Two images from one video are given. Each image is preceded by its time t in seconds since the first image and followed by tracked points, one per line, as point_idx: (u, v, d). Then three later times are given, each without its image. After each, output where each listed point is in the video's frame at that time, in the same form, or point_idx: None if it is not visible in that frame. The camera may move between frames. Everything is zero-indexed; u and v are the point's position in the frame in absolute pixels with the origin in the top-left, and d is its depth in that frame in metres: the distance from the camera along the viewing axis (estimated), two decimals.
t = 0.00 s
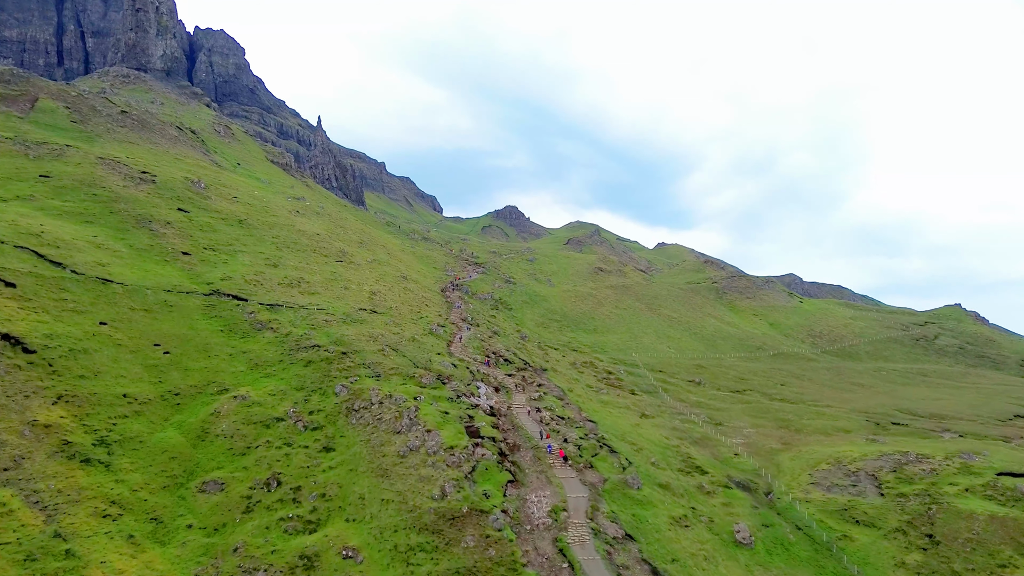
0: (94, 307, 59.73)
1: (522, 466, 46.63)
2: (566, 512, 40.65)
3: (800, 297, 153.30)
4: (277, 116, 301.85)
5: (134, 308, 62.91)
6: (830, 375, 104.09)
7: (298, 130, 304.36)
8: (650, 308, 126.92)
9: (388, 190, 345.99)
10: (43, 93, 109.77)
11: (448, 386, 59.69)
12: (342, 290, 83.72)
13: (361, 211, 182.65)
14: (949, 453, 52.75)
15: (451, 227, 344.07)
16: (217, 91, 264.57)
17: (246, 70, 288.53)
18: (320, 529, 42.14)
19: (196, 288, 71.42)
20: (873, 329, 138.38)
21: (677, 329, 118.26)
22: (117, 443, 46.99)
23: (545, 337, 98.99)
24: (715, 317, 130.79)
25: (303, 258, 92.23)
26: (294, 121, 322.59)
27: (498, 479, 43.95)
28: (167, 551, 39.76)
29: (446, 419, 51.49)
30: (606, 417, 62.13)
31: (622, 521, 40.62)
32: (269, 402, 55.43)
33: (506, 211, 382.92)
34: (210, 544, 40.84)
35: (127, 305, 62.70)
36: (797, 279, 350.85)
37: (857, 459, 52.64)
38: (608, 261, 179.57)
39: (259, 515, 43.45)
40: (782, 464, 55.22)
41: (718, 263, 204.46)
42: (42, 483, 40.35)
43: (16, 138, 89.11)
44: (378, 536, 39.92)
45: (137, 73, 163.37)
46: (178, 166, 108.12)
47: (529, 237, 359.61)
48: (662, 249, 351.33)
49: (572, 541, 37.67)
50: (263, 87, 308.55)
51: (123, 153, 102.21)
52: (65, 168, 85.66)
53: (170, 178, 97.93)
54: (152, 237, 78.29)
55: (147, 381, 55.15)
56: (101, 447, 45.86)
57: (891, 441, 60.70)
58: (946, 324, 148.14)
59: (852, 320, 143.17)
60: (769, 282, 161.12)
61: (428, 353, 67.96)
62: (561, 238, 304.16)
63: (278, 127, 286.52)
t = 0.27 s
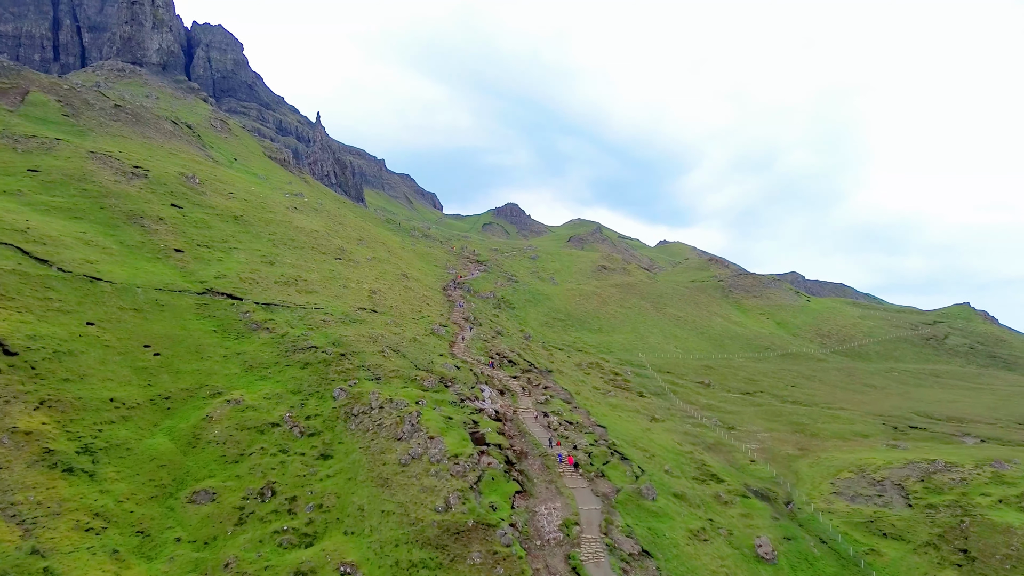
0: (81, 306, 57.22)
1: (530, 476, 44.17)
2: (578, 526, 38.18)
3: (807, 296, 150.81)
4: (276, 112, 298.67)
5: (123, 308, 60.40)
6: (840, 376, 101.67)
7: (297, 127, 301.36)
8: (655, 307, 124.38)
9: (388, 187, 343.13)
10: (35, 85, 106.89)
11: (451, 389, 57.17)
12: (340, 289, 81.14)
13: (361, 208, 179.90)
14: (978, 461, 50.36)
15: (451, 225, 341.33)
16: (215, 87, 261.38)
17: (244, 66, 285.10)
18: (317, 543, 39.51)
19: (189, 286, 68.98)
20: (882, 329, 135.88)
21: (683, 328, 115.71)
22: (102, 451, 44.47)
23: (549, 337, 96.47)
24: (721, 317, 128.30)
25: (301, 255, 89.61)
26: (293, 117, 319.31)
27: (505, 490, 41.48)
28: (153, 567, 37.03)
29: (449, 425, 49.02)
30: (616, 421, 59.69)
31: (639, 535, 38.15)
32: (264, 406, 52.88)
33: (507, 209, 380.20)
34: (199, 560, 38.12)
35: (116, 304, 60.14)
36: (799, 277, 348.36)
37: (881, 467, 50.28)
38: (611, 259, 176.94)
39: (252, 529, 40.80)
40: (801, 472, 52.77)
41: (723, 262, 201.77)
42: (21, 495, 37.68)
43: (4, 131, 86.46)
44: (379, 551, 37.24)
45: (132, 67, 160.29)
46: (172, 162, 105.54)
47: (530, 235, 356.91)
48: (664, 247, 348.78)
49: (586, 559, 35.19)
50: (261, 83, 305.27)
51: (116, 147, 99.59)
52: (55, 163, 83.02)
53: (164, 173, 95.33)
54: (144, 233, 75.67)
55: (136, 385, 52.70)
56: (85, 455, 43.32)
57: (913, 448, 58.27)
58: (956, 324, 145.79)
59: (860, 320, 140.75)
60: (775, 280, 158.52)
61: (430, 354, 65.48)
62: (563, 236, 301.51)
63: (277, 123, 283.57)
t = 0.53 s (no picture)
0: (67, 297, 54.63)
1: (539, 477, 41.79)
2: (592, 531, 35.81)
3: (815, 286, 147.96)
4: (273, 99, 293.57)
5: (111, 298, 57.82)
6: (851, 368, 99.26)
7: (295, 115, 296.85)
8: (661, 297, 121.72)
9: (387, 176, 339.09)
10: (24, 69, 103.29)
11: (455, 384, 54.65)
12: (339, 279, 78.40)
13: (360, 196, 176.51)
14: (1007, 461, 48.04)
15: (452, 214, 337.66)
16: (212, 74, 256.39)
17: (242, 53, 279.38)
18: (313, 548, 37.16)
19: (181, 276, 66.31)
20: (892, 319, 133.30)
21: (690, 319, 113.09)
22: (87, 450, 42.10)
23: (553, 329, 93.91)
24: (728, 307, 125.67)
25: (298, 244, 86.72)
26: (291, 104, 314.43)
27: (513, 492, 39.11)
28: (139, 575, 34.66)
29: (453, 422, 46.58)
30: (626, 417, 57.29)
31: (656, 542, 35.81)
32: (258, 402, 50.41)
33: (508, 198, 376.18)
34: (189, 566, 35.77)
35: (103, 295, 57.49)
36: (803, 267, 345.27)
37: (906, 465, 47.95)
38: (615, 249, 174.00)
39: (245, 533, 38.45)
40: (821, 470, 50.48)
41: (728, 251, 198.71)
42: None
43: None
44: (380, 557, 34.92)
45: (125, 52, 156.16)
46: (165, 147, 102.17)
47: (531, 224, 353.37)
48: (666, 237, 345.37)
49: (601, 568, 32.82)
50: (259, 69, 299.74)
51: (107, 132, 96.24)
52: (43, 148, 80.07)
53: (157, 159, 92.04)
54: (134, 221, 72.76)
55: (124, 380, 50.23)
56: (68, 455, 40.92)
57: (936, 446, 55.94)
58: (965, 315, 143.18)
59: (869, 310, 138.12)
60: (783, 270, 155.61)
61: (432, 347, 62.94)
62: (564, 225, 297.96)
63: (275, 111, 279.09)
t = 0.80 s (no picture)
0: (53, 269, 51.91)
1: (548, 459, 39.91)
2: (605, 517, 34.07)
3: (822, 258, 144.18)
4: (269, 66, 284.50)
5: (100, 270, 55.07)
6: (861, 342, 97.20)
7: (293, 83, 288.23)
8: (667, 270, 118.85)
9: (387, 146, 331.80)
10: (10, 33, 98.04)
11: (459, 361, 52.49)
12: (337, 251, 75.49)
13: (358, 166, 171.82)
14: None
15: (452, 185, 331.74)
16: (206, 40, 247.46)
17: (236, 19, 268.55)
18: (313, 533, 35.58)
19: (174, 247, 63.05)
20: (901, 292, 130.46)
21: (697, 293, 110.34)
22: (75, 430, 40.14)
23: (558, 302, 91.48)
24: (735, 280, 122.88)
25: (295, 215, 82.83)
26: (288, 73, 304.89)
27: (522, 475, 37.27)
28: (130, 562, 33.10)
29: (458, 401, 44.51)
30: (635, 394, 55.33)
31: (672, 528, 34.14)
32: (254, 380, 48.26)
33: (509, 168, 369.14)
34: (183, 552, 34.26)
35: (91, 267, 54.72)
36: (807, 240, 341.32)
37: (931, 445, 45.82)
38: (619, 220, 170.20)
39: (241, 518, 36.84)
40: (838, 450, 48.78)
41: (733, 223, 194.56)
42: None
43: None
44: (384, 544, 33.39)
45: (114, 15, 149.35)
46: (156, 114, 96.82)
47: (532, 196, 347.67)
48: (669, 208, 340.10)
49: (616, 557, 31.11)
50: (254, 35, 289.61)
51: (94, 99, 91.16)
52: (29, 114, 75.98)
53: (145, 125, 85.99)
54: (123, 190, 68.86)
55: (114, 356, 47.94)
56: (55, 436, 38.93)
57: (955, 424, 54.21)
58: (975, 287, 140.61)
59: (877, 283, 135.39)
60: (790, 242, 151.47)
61: (435, 322, 60.56)
62: (566, 196, 292.68)
63: (272, 79, 270.82)
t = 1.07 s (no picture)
0: (34, 249, 48.50)
1: (560, 452, 37.64)
2: (623, 517, 31.97)
3: (831, 238, 139.62)
4: (267, 43, 276.35)
5: (86, 250, 51.55)
6: (874, 324, 94.48)
7: (291, 60, 280.32)
8: (674, 250, 115.47)
9: (386, 125, 324.76)
10: None
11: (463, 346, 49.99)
12: (334, 230, 72.14)
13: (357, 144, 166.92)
14: None
15: (452, 164, 325.56)
16: (201, 15, 239.76)
17: None
18: (310, 532, 33.37)
19: (165, 231, 58.41)
20: (912, 273, 126.73)
21: (706, 274, 107.16)
22: (58, 421, 37.61)
23: (563, 284, 88.62)
24: (744, 259, 119.55)
25: (292, 192, 78.04)
26: (286, 49, 295.59)
27: (533, 471, 34.97)
28: (114, 563, 30.93)
29: (464, 390, 42.03)
30: (647, 380, 52.93)
31: (695, 528, 32.01)
32: (249, 366, 45.72)
33: (510, 146, 362.04)
34: (172, 552, 32.05)
35: (77, 248, 51.23)
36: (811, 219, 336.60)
37: (960, 435, 44.28)
38: (624, 200, 166.23)
39: (233, 515, 34.61)
40: (862, 439, 46.60)
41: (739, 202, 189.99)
42: None
43: None
44: (386, 543, 31.01)
45: None
46: (147, 86, 89.02)
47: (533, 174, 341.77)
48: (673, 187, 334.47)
49: (636, 560, 28.97)
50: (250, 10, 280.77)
51: (81, 71, 83.60)
52: (9, 85, 69.18)
53: (136, 98, 79.10)
54: (112, 166, 63.71)
55: (100, 341, 44.87)
56: (36, 427, 36.48)
57: (982, 413, 52.04)
58: (987, 267, 137.52)
59: (887, 262, 132.01)
60: (798, 221, 146.73)
61: (437, 306, 57.79)
62: (568, 174, 287.19)
63: (269, 56, 262.87)
